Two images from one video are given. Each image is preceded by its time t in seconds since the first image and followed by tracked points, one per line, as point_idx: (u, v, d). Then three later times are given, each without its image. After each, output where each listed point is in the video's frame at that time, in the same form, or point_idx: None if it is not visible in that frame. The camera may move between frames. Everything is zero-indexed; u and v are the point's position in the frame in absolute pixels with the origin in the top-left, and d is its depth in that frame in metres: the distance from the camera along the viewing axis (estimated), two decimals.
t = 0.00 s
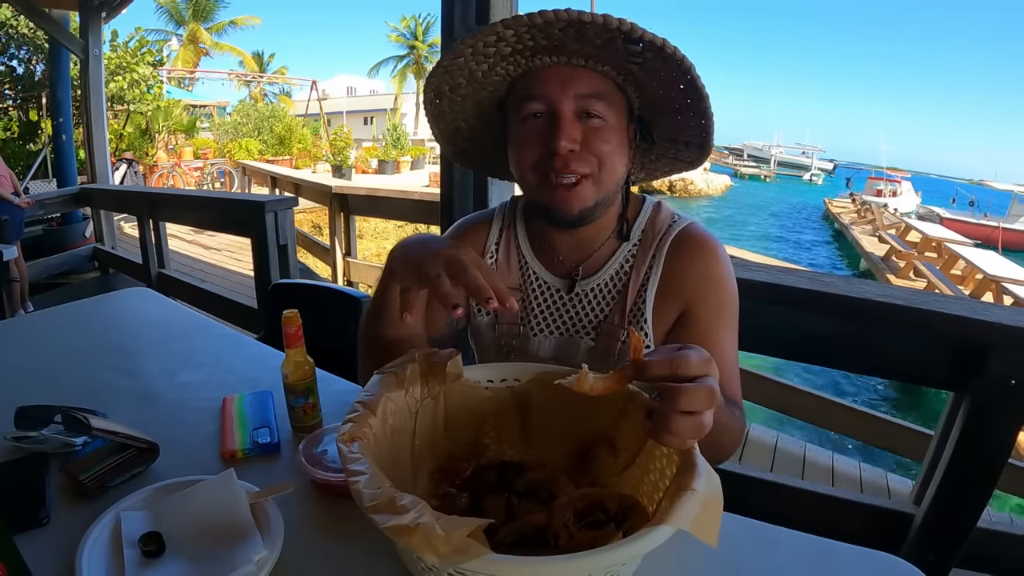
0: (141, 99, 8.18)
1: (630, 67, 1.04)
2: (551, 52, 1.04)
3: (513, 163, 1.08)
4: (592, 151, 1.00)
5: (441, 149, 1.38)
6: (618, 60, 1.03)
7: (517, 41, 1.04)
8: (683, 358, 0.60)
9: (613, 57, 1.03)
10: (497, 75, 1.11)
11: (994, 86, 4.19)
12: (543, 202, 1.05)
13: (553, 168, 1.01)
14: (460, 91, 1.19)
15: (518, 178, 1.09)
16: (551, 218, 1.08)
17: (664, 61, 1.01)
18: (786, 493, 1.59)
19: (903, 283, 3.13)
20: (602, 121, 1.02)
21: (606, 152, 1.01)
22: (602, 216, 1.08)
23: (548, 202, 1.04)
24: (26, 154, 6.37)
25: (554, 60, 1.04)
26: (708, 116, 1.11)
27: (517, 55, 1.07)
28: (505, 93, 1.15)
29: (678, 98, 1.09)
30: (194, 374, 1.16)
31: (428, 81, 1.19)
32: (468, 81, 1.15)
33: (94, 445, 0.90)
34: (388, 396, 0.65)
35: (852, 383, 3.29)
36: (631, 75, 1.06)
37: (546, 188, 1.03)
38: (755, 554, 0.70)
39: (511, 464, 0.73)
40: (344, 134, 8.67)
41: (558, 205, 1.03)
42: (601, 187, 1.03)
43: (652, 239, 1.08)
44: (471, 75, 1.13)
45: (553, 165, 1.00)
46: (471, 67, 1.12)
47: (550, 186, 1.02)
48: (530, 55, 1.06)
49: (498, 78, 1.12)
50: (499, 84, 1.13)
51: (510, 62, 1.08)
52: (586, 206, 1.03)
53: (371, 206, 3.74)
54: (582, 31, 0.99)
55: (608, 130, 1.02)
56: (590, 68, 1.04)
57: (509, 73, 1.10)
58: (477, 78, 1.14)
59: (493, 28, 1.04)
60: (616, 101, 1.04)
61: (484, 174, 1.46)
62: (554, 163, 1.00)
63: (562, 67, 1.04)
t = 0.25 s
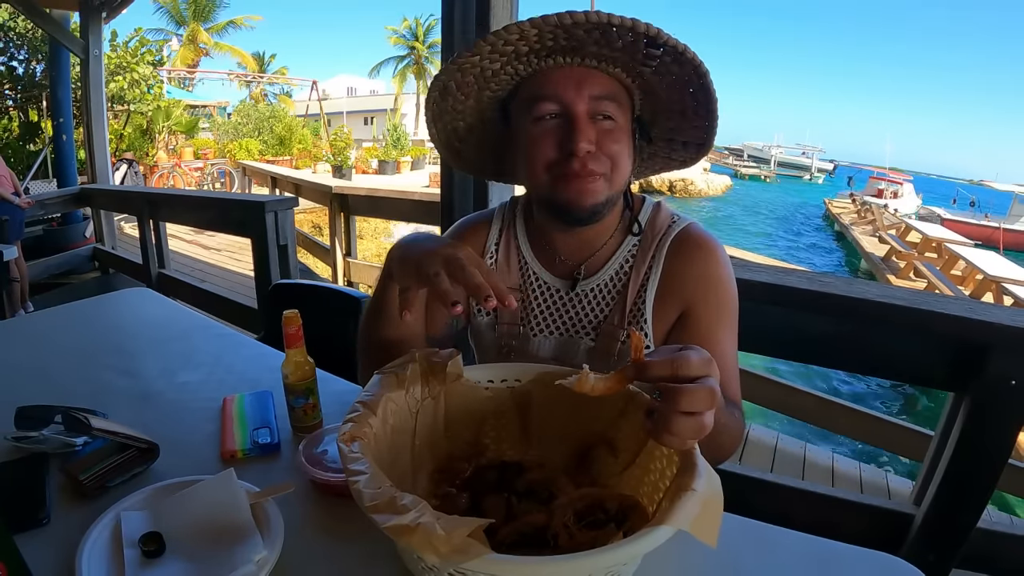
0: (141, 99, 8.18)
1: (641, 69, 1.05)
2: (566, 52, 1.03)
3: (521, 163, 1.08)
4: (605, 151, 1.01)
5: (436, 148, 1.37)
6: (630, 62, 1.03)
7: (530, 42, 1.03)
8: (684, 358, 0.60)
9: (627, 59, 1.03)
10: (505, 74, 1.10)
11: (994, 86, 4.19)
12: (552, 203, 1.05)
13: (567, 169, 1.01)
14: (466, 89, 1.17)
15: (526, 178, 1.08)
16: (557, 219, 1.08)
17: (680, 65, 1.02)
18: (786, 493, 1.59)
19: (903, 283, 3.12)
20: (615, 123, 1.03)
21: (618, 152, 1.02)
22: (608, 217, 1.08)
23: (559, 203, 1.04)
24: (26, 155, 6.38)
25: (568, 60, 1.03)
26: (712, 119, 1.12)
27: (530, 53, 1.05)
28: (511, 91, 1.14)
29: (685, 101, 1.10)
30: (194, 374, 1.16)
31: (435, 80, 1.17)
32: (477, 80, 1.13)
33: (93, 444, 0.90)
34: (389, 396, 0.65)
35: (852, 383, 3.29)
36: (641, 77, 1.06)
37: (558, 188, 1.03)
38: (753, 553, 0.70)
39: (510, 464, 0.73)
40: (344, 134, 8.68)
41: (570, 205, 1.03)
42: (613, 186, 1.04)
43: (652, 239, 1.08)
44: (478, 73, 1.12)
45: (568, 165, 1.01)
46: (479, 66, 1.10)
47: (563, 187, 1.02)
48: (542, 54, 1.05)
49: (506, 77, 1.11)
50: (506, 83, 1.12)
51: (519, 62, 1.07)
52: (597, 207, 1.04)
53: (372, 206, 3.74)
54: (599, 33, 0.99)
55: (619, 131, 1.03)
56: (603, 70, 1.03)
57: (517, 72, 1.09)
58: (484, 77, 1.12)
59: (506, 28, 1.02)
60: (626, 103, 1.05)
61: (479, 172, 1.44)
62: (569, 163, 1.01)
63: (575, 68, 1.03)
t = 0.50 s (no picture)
0: (141, 99, 8.18)
1: (647, 73, 1.04)
2: (573, 54, 1.02)
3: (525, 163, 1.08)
4: (609, 154, 1.01)
5: (435, 141, 1.36)
6: (636, 66, 1.03)
7: (538, 43, 1.01)
8: (683, 358, 0.60)
9: (632, 61, 1.03)
10: (510, 72, 1.09)
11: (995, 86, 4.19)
12: (554, 204, 1.05)
13: (570, 171, 1.02)
14: (470, 87, 1.16)
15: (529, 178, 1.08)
16: (558, 219, 1.08)
17: (686, 71, 1.02)
18: (786, 493, 1.59)
19: (903, 283, 3.13)
20: (619, 126, 1.03)
21: (621, 154, 1.02)
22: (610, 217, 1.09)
23: (562, 204, 1.05)
24: (26, 154, 6.38)
25: (575, 62, 1.02)
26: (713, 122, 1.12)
27: (537, 54, 1.04)
28: (515, 90, 1.13)
29: (688, 105, 1.10)
30: (194, 374, 1.16)
31: (440, 77, 1.16)
32: (481, 78, 1.13)
33: (93, 444, 0.90)
34: (389, 396, 0.65)
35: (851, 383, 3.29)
36: (646, 79, 1.06)
37: (561, 190, 1.04)
38: (754, 553, 0.70)
39: (510, 464, 0.73)
40: (345, 134, 8.68)
41: (572, 206, 1.04)
42: (615, 188, 1.04)
43: (651, 239, 1.08)
44: (484, 71, 1.11)
45: (572, 167, 1.01)
46: (485, 63, 1.09)
47: (566, 188, 1.03)
48: (548, 55, 1.04)
49: (511, 76, 1.10)
50: (510, 82, 1.11)
51: (525, 62, 1.06)
52: (599, 209, 1.04)
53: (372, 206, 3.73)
54: (609, 37, 0.97)
55: (623, 134, 1.03)
56: (609, 72, 1.03)
57: (522, 71, 1.08)
58: (489, 75, 1.11)
59: (514, 29, 1.01)
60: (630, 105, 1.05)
61: (478, 167, 1.44)
62: (573, 165, 1.01)
63: (582, 69, 1.02)
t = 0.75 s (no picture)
0: (141, 98, 8.17)
1: (641, 72, 1.04)
2: (563, 53, 1.02)
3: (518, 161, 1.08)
4: (598, 153, 1.01)
5: (441, 140, 1.37)
6: (627, 65, 1.03)
7: (527, 41, 1.02)
8: (684, 359, 0.60)
9: (623, 62, 1.02)
10: (505, 71, 1.10)
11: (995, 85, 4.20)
12: (546, 203, 1.06)
13: (559, 169, 1.02)
14: (469, 85, 1.17)
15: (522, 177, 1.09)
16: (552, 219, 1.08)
17: (676, 71, 1.01)
18: (786, 493, 1.59)
19: (903, 282, 3.13)
20: (609, 125, 1.02)
21: (612, 154, 1.02)
22: (605, 218, 1.09)
23: (553, 203, 1.05)
24: (25, 154, 6.37)
25: (566, 61, 1.03)
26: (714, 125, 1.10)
27: (529, 53, 1.05)
28: (511, 89, 1.14)
29: (686, 106, 1.09)
30: (193, 374, 1.16)
31: (438, 76, 1.17)
32: (478, 76, 1.14)
33: (93, 444, 0.89)
34: (388, 395, 0.65)
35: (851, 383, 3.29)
36: (641, 80, 1.05)
37: (552, 189, 1.04)
38: (754, 553, 0.70)
39: (510, 464, 0.73)
40: (344, 134, 8.68)
41: (563, 205, 1.04)
42: (606, 188, 1.04)
43: (650, 238, 1.08)
44: (480, 69, 1.12)
45: (560, 166, 1.01)
46: (480, 62, 1.10)
47: (555, 187, 1.03)
48: (540, 55, 1.04)
49: (506, 75, 1.11)
50: (506, 82, 1.12)
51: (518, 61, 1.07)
52: (589, 208, 1.04)
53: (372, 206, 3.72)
54: (595, 35, 0.98)
55: (614, 133, 1.03)
56: (601, 71, 1.03)
57: (517, 70, 1.09)
58: (485, 74, 1.12)
59: (503, 27, 1.02)
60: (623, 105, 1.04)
61: (483, 167, 1.44)
62: (561, 163, 1.01)
63: (573, 68, 1.03)
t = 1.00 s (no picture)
0: (142, 98, 8.17)
1: (642, 77, 1.04)
2: (565, 56, 1.02)
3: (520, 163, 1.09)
4: (599, 156, 1.01)
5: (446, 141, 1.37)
6: (627, 69, 1.02)
7: (529, 44, 1.02)
8: (687, 362, 0.60)
9: (625, 66, 1.02)
10: (508, 73, 1.10)
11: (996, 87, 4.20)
12: (547, 205, 1.06)
13: (560, 171, 1.02)
14: (472, 86, 1.17)
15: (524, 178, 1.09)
16: (552, 221, 1.08)
17: (676, 75, 1.01)
18: (787, 494, 1.58)
19: (903, 284, 3.13)
20: (610, 128, 1.02)
21: (612, 157, 1.02)
22: (606, 220, 1.09)
23: (554, 204, 1.05)
24: (26, 154, 6.37)
25: (568, 64, 1.03)
26: (713, 130, 1.10)
27: (532, 55, 1.05)
28: (515, 91, 1.14)
29: (687, 110, 1.09)
30: (194, 374, 1.16)
31: (442, 77, 1.18)
32: (481, 79, 1.14)
33: (93, 443, 0.89)
34: (391, 394, 0.65)
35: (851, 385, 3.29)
36: (642, 84, 1.05)
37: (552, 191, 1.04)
38: (755, 554, 0.70)
39: (511, 464, 0.73)
40: (346, 134, 8.68)
41: (563, 207, 1.04)
42: (606, 191, 1.04)
43: (650, 238, 1.08)
44: (483, 72, 1.12)
45: (560, 168, 1.01)
46: (483, 64, 1.10)
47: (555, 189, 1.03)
48: (542, 57, 1.04)
49: (510, 77, 1.11)
50: (509, 83, 1.12)
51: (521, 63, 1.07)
52: (589, 211, 1.04)
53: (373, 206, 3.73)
54: (596, 39, 0.98)
55: (615, 137, 1.02)
56: (602, 74, 1.02)
57: (519, 72, 1.09)
58: (489, 76, 1.12)
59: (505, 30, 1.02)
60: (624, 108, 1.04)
61: (488, 167, 1.45)
62: (561, 165, 1.01)
63: (575, 72, 1.02)
